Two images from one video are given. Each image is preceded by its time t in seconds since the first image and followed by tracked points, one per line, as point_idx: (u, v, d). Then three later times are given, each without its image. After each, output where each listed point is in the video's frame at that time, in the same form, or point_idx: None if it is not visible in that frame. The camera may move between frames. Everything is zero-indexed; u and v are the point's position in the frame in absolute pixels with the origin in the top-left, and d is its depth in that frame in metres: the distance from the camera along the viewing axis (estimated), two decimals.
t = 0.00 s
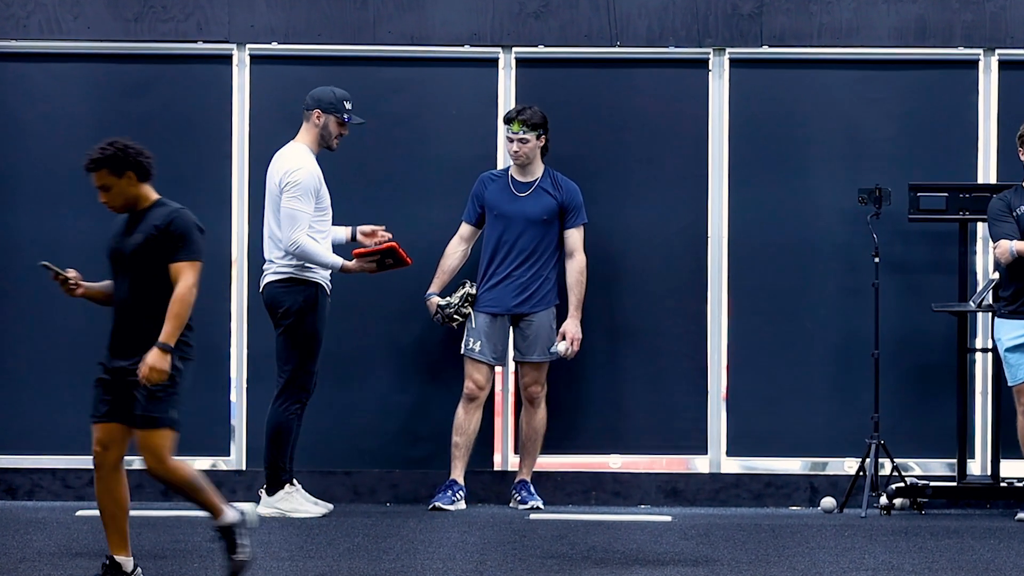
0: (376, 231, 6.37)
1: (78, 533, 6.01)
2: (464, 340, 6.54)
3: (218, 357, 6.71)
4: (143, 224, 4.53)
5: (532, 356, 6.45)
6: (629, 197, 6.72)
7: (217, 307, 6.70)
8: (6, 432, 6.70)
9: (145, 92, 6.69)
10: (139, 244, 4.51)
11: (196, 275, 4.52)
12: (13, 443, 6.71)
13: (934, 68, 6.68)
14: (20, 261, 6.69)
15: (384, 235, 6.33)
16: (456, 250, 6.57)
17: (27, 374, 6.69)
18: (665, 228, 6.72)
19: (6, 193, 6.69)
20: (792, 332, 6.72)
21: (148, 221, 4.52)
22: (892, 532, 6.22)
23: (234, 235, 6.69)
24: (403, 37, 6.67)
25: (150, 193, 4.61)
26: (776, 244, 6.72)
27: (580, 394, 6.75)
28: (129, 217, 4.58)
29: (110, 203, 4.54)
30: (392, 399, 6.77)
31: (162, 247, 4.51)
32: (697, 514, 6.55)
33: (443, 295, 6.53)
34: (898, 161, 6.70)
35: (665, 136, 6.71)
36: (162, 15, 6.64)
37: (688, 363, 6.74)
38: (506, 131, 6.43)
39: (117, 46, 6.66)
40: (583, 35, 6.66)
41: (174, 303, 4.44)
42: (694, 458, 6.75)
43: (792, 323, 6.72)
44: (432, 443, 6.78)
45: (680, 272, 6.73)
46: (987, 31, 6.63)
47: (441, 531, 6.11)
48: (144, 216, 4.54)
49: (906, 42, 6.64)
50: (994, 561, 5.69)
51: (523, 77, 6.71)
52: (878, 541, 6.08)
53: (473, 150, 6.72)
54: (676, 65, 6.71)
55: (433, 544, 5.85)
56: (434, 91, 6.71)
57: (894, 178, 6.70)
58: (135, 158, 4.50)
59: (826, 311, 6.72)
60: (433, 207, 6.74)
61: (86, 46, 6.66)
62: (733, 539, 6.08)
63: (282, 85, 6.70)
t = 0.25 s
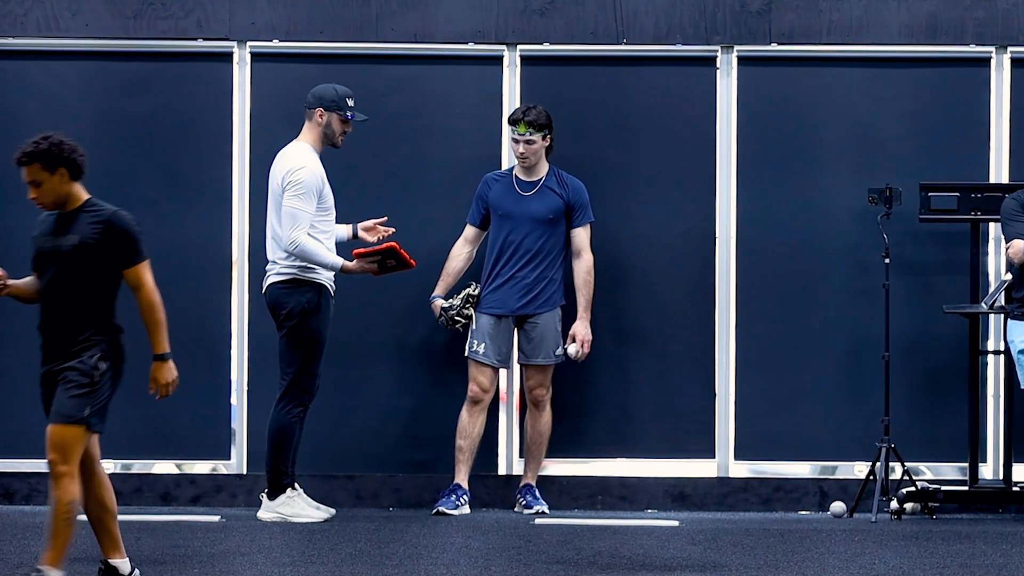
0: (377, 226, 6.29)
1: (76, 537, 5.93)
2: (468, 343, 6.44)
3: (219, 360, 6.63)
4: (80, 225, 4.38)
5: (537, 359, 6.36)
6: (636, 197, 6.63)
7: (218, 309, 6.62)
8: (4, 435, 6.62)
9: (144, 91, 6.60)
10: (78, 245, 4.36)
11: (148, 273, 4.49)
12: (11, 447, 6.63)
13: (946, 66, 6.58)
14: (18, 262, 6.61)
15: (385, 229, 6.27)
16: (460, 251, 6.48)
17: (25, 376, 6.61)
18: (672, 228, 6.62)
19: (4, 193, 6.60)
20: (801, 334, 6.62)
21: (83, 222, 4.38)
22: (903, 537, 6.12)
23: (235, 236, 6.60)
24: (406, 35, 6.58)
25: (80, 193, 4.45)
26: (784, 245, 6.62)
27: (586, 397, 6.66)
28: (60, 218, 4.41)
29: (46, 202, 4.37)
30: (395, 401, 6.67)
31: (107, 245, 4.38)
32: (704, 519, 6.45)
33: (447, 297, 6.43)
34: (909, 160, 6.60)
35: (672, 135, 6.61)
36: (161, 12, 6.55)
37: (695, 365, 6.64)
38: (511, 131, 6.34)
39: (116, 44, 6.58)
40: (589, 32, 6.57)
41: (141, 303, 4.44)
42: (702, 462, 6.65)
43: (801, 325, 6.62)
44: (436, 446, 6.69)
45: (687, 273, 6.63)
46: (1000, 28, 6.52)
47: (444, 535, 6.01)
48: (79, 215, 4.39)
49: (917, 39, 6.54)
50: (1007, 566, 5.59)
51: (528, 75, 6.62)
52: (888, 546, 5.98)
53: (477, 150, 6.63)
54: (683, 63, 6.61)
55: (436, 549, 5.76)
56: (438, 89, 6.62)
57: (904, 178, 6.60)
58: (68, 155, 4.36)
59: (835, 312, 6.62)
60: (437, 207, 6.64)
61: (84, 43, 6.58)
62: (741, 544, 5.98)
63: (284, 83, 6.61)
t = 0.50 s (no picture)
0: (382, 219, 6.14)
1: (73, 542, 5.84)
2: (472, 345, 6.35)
3: (219, 362, 6.54)
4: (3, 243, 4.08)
5: (542, 361, 6.26)
6: (642, 197, 6.53)
7: (218, 310, 6.53)
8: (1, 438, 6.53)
9: (143, 89, 6.51)
10: None
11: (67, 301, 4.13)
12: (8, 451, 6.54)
13: (957, 64, 6.48)
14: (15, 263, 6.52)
15: (389, 218, 6.12)
16: (464, 252, 6.39)
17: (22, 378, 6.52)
18: (679, 228, 6.53)
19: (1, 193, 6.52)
20: (810, 335, 6.52)
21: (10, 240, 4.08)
22: (914, 542, 6.02)
23: (235, 237, 6.51)
24: (409, 32, 6.49)
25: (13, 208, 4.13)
26: (793, 245, 6.52)
27: (592, 399, 6.56)
28: None
29: None
30: (398, 404, 6.58)
31: (21, 270, 4.07)
32: (712, 523, 6.35)
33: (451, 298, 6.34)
34: (919, 160, 6.50)
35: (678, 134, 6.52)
36: (160, 9, 6.46)
37: (702, 368, 6.54)
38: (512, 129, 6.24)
39: (114, 41, 6.49)
40: (595, 29, 6.47)
41: (47, 334, 4.09)
42: (710, 465, 6.55)
43: (810, 326, 6.52)
44: (439, 450, 6.59)
45: (694, 274, 6.53)
46: (1012, 25, 6.42)
47: (448, 541, 5.92)
48: None
49: (928, 36, 6.44)
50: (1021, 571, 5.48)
51: (533, 73, 6.52)
52: (899, 551, 5.87)
53: (481, 149, 6.54)
54: (690, 60, 6.52)
55: (440, 554, 5.66)
56: (441, 87, 6.53)
57: (915, 177, 6.50)
58: None
59: (845, 314, 6.52)
60: (441, 207, 6.55)
61: (82, 41, 6.49)
62: (749, 549, 5.88)
63: (285, 81, 6.52)
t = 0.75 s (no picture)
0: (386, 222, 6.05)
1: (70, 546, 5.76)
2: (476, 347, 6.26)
3: (219, 364, 6.45)
4: None
5: (548, 363, 6.17)
6: (649, 196, 6.44)
7: (218, 312, 6.44)
8: None
9: (142, 87, 6.43)
10: None
11: None
12: (5, 454, 6.46)
13: (969, 62, 6.38)
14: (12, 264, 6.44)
15: (394, 224, 6.01)
16: (468, 252, 6.30)
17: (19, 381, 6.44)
18: (686, 228, 6.43)
19: None
20: (819, 337, 6.42)
21: None
22: (925, 547, 5.92)
23: (235, 237, 6.43)
24: (411, 29, 6.40)
25: None
26: (802, 245, 6.42)
27: (598, 402, 6.46)
28: None
29: None
30: (401, 407, 6.49)
31: None
32: (719, 528, 6.26)
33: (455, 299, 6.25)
34: (930, 158, 6.40)
35: (685, 133, 6.42)
36: (159, 6, 6.38)
37: (710, 370, 6.45)
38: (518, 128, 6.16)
39: (112, 39, 6.41)
40: (601, 26, 6.38)
41: None
42: (717, 469, 6.46)
43: (820, 328, 6.42)
44: (443, 453, 6.50)
45: (702, 275, 6.44)
46: None
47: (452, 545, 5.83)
48: None
49: (939, 33, 6.34)
50: None
51: (538, 70, 6.43)
52: (910, 556, 5.78)
53: (485, 148, 6.45)
54: (697, 58, 6.43)
55: (444, 559, 5.57)
56: (444, 85, 6.44)
57: (926, 176, 6.41)
58: None
59: (854, 315, 6.42)
60: (444, 206, 6.46)
61: (79, 38, 6.41)
62: (757, 554, 5.78)
63: (286, 79, 6.44)
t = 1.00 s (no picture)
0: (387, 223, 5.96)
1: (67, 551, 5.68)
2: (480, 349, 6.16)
3: (219, 366, 6.36)
4: None
5: (552, 366, 6.08)
6: (655, 196, 6.34)
7: (218, 314, 6.35)
8: None
9: (141, 86, 6.35)
10: None
11: None
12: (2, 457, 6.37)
13: (980, 60, 6.28)
14: (9, 264, 6.36)
15: (395, 224, 5.92)
16: (472, 253, 6.21)
17: (17, 383, 6.36)
18: (693, 228, 6.34)
19: None
20: (828, 339, 6.33)
21: None
22: (936, 552, 5.82)
23: (235, 237, 6.34)
24: (414, 27, 6.31)
25: None
26: (811, 246, 6.33)
27: (603, 404, 6.37)
28: None
29: None
30: (404, 410, 6.40)
31: None
32: (727, 533, 6.16)
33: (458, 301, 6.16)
34: (941, 158, 6.31)
35: (692, 132, 6.33)
36: (159, 3, 6.30)
37: (717, 373, 6.36)
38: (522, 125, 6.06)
39: (111, 36, 6.32)
40: (606, 24, 6.29)
41: None
42: (725, 473, 6.36)
43: (828, 330, 6.33)
44: (446, 457, 6.41)
45: (709, 276, 6.34)
46: None
47: (456, 551, 5.73)
48: None
49: (950, 30, 6.24)
50: None
51: (542, 68, 6.34)
52: (921, 561, 5.68)
53: (489, 147, 6.36)
54: (704, 56, 6.33)
55: (447, 565, 5.48)
56: (448, 84, 6.35)
57: (936, 176, 6.31)
58: None
59: (864, 317, 6.33)
60: (448, 207, 6.37)
61: (77, 35, 6.33)
62: (765, 559, 5.69)
63: (287, 78, 6.35)
